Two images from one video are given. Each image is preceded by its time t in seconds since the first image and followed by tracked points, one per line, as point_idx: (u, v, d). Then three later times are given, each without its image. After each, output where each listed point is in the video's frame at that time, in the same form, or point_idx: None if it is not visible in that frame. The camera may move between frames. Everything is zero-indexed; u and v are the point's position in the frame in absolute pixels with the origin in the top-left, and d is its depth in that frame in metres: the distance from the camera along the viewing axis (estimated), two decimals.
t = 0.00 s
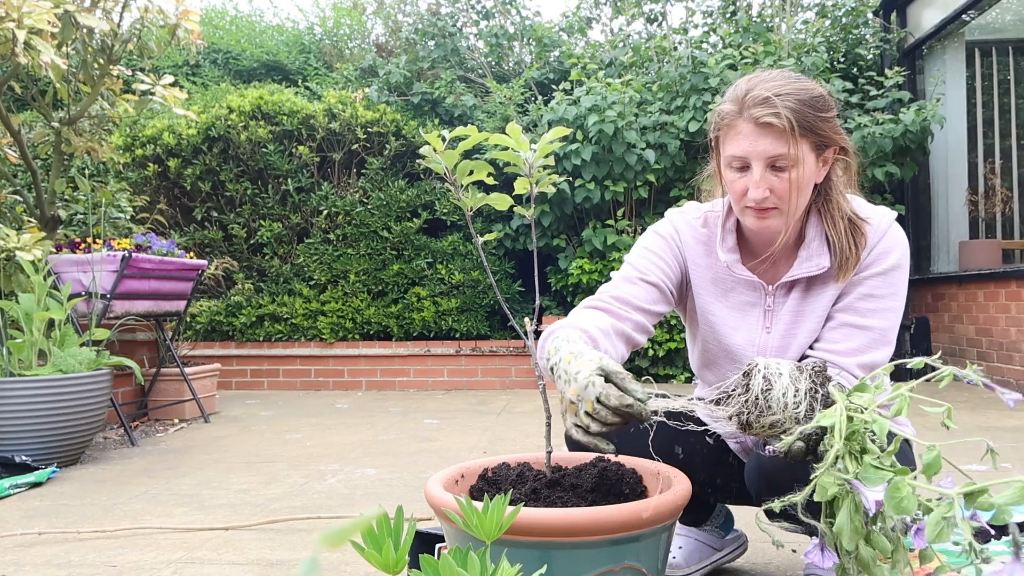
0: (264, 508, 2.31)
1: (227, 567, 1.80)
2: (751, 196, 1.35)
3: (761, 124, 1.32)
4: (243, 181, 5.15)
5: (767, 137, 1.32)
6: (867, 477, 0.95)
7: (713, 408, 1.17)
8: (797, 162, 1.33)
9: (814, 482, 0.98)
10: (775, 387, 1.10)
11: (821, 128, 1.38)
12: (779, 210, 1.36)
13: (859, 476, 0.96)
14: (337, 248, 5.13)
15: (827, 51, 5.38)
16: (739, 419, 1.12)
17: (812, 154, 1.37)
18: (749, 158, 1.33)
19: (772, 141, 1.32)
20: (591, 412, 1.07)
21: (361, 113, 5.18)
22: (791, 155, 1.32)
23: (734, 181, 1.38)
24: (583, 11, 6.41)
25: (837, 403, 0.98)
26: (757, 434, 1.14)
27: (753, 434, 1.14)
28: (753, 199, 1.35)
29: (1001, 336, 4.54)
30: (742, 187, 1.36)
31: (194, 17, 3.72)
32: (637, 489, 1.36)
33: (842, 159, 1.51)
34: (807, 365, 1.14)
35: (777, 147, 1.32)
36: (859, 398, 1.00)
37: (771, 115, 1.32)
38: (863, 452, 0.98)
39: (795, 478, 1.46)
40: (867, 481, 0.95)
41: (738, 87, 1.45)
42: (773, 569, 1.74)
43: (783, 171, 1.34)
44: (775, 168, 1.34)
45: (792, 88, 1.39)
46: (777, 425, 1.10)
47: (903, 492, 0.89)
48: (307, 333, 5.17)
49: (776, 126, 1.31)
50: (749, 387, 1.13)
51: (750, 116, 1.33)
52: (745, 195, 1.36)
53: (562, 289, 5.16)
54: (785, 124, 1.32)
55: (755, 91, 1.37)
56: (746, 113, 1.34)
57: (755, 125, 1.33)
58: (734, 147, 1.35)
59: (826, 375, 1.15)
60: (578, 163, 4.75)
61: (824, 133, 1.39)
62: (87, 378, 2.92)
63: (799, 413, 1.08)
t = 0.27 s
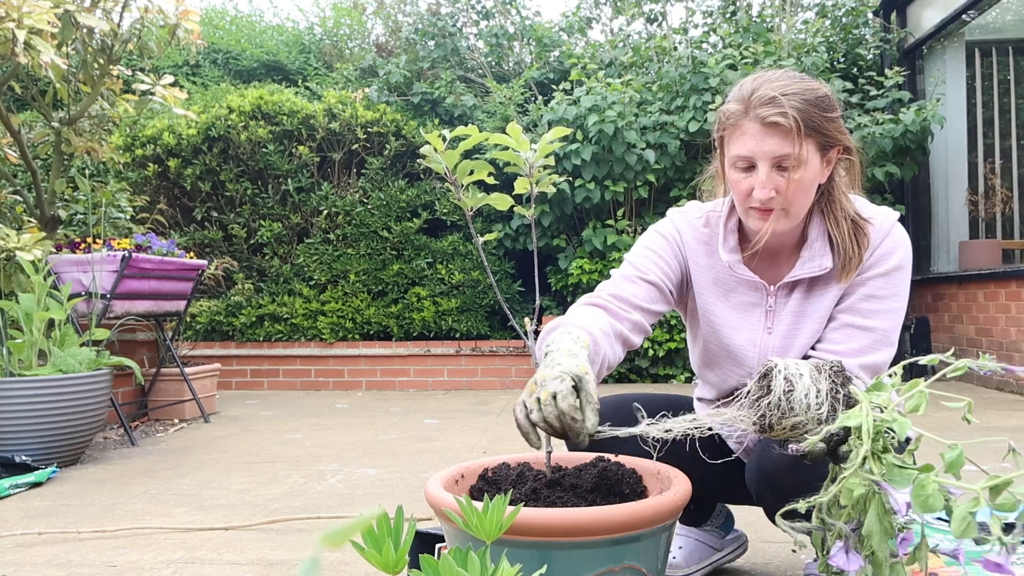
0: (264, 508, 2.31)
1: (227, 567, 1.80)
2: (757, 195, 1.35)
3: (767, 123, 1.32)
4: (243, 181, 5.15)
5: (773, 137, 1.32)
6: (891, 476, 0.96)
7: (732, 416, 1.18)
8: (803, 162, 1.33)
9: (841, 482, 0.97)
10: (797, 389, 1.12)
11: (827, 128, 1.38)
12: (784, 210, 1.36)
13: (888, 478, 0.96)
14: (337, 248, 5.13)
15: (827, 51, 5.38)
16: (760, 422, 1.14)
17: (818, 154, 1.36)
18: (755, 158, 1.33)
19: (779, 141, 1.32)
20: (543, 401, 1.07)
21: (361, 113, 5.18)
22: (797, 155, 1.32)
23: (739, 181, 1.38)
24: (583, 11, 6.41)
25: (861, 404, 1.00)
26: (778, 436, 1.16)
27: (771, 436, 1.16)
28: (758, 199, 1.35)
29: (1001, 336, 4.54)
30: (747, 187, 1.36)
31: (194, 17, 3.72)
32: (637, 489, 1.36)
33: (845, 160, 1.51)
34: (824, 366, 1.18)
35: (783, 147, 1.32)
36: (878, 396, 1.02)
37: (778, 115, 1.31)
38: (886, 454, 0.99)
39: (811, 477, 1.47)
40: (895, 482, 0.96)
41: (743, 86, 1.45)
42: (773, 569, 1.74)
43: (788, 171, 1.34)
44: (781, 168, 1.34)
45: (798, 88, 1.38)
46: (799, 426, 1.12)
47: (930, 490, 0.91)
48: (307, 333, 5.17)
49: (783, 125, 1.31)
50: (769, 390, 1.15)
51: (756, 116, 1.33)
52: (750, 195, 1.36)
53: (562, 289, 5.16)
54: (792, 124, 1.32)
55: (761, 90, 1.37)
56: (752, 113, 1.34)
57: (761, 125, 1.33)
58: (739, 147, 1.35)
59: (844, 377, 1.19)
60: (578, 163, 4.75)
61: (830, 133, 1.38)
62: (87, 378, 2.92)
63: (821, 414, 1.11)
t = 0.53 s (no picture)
0: (264, 508, 2.31)
1: (227, 567, 1.80)
2: (762, 195, 1.35)
3: (773, 123, 1.32)
4: (243, 181, 5.15)
5: (779, 138, 1.32)
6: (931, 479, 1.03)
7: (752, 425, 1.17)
8: (809, 162, 1.33)
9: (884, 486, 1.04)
10: (820, 393, 1.11)
11: (832, 128, 1.38)
12: (789, 211, 1.36)
13: (928, 478, 1.03)
14: (337, 248, 5.13)
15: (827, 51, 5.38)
16: (784, 429, 1.13)
17: (823, 154, 1.37)
18: (761, 158, 1.33)
19: (784, 141, 1.32)
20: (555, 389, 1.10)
21: (361, 113, 5.17)
22: (803, 155, 1.32)
23: (745, 181, 1.37)
24: (583, 11, 6.41)
25: (889, 404, 1.07)
26: (802, 441, 1.15)
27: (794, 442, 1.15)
28: (764, 200, 1.35)
29: (1001, 336, 4.54)
30: (753, 187, 1.36)
31: (194, 17, 3.72)
32: (637, 489, 1.36)
33: (848, 160, 1.51)
34: (842, 367, 1.17)
35: (789, 147, 1.32)
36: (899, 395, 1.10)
37: (784, 115, 1.32)
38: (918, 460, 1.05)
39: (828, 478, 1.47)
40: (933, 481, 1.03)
41: (748, 86, 1.45)
42: (772, 569, 1.74)
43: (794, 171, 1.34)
44: (787, 168, 1.34)
45: (804, 88, 1.39)
46: (823, 430, 1.12)
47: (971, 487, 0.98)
48: (307, 333, 5.17)
49: (789, 125, 1.31)
50: (790, 396, 1.13)
51: (762, 116, 1.33)
52: (756, 196, 1.36)
53: (562, 289, 5.16)
54: (798, 125, 1.32)
55: (766, 91, 1.37)
56: (758, 113, 1.34)
57: (767, 125, 1.33)
58: (745, 147, 1.35)
59: (861, 375, 1.19)
60: (578, 163, 4.75)
61: (836, 134, 1.39)
62: (88, 378, 2.92)
63: (845, 417, 1.11)
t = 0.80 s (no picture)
0: (264, 508, 2.31)
1: (227, 567, 1.80)
2: (762, 198, 1.35)
3: (772, 126, 1.32)
4: (243, 181, 5.15)
5: (778, 140, 1.32)
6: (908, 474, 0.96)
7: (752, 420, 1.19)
8: (808, 164, 1.33)
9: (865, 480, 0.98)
10: (817, 390, 1.12)
11: (830, 129, 1.38)
12: (790, 213, 1.36)
13: (913, 478, 0.95)
14: (337, 248, 5.13)
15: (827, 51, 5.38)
16: (781, 426, 1.15)
17: (823, 155, 1.36)
18: (760, 160, 1.33)
19: (784, 143, 1.32)
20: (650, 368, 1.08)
21: (361, 113, 5.17)
22: (802, 157, 1.32)
23: (744, 183, 1.37)
24: (583, 10, 6.41)
25: (883, 404, 1.00)
26: (800, 437, 1.16)
27: (793, 438, 1.17)
28: (764, 202, 1.34)
29: (1001, 336, 4.54)
30: (753, 189, 1.36)
31: (194, 17, 3.72)
32: (637, 489, 1.36)
33: (849, 160, 1.51)
34: (842, 365, 1.17)
35: (788, 149, 1.32)
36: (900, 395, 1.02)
37: (783, 117, 1.31)
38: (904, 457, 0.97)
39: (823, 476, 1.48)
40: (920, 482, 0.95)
41: (747, 88, 1.45)
42: (773, 570, 1.74)
43: (794, 173, 1.34)
44: (786, 170, 1.34)
45: (802, 89, 1.38)
46: (819, 427, 1.12)
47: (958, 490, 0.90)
48: (307, 333, 5.17)
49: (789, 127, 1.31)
50: (787, 391, 1.15)
51: (762, 118, 1.33)
52: (756, 197, 1.36)
53: (562, 289, 5.16)
54: (797, 126, 1.32)
55: (765, 92, 1.37)
56: (757, 115, 1.34)
57: (766, 127, 1.32)
58: (745, 149, 1.35)
59: (860, 374, 1.18)
60: (578, 163, 4.75)
61: (835, 134, 1.38)
62: (87, 378, 2.92)
63: (841, 413, 1.11)
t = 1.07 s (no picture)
0: (264, 508, 2.31)
1: (227, 567, 1.79)
2: (764, 200, 1.34)
3: (773, 127, 1.32)
4: (243, 181, 5.15)
5: (779, 141, 1.32)
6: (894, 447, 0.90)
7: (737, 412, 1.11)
8: (810, 164, 1.33)
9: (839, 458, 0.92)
10: (800, 373, 1.05)
11: (831, 129, 1.38)
12: (793, 214, 1.36)
13: (888, 449, 0.90)
14: (337, 248, 5.13)
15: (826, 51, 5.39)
16: (766, 412, 1.06)
17: (824, 155, 1.36)
18: (762, 161, 1.33)
19: (785, 144, 1.32)
20: (715, 448, 1.03)
21: (361, 113, 5.17)
22: (803, 158, 1.32)
23: (747, 185, 1.37)
24: (583, 10, 6.41)
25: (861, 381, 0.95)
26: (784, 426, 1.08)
27: (778, 426, 1.08)
28: (766, 203, 1.34)
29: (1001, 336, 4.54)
30: (755, 191, 1.36)
31: (194, 17, 3.72)
32: (637, 489, 1.36)
33: (851, 159, 1.51)
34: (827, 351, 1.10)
35: (789, 150, 1.32)
36: (884, 374, 0.95)
37: (783, 119, 1.31)
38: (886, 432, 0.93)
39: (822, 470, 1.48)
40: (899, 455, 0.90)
41: (747, 90, 1.45)
42: (773, 569, 1.74)
43: (796, 174, 1.34)
44: (788, 171, 1.34)
45: (802, 90, 1.38)
46: (804, 412, 1.05)
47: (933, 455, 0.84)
48: (307, 333, 5.17)
49: (789, 128, 1.31)
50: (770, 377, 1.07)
51: (762, 119, 1.33)
52: (758, 199, 1.36)
53: (562, 289, 5.16)
54: (797, 128, 1.31)
55: (766, 94, 1.37)
56: (758, 117, 1.34)
57: (767, 128, 1.32)
58: (746, 151, 1.35)
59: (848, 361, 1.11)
60: (578, 163, 4.75)
61: (836, 134, 1.38)
62: (87, 378, 2.92)
63: (828, 398, 1.04)
